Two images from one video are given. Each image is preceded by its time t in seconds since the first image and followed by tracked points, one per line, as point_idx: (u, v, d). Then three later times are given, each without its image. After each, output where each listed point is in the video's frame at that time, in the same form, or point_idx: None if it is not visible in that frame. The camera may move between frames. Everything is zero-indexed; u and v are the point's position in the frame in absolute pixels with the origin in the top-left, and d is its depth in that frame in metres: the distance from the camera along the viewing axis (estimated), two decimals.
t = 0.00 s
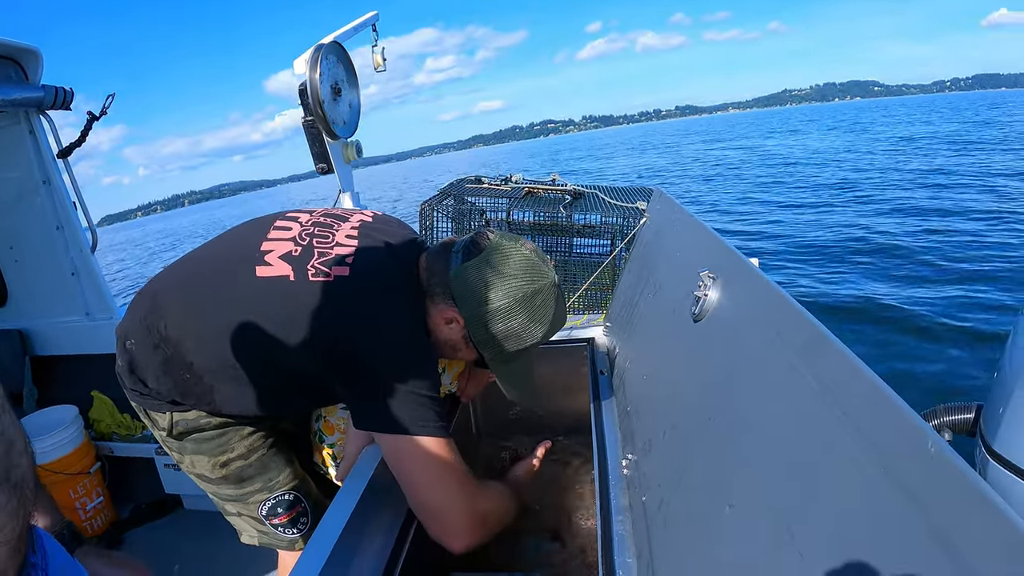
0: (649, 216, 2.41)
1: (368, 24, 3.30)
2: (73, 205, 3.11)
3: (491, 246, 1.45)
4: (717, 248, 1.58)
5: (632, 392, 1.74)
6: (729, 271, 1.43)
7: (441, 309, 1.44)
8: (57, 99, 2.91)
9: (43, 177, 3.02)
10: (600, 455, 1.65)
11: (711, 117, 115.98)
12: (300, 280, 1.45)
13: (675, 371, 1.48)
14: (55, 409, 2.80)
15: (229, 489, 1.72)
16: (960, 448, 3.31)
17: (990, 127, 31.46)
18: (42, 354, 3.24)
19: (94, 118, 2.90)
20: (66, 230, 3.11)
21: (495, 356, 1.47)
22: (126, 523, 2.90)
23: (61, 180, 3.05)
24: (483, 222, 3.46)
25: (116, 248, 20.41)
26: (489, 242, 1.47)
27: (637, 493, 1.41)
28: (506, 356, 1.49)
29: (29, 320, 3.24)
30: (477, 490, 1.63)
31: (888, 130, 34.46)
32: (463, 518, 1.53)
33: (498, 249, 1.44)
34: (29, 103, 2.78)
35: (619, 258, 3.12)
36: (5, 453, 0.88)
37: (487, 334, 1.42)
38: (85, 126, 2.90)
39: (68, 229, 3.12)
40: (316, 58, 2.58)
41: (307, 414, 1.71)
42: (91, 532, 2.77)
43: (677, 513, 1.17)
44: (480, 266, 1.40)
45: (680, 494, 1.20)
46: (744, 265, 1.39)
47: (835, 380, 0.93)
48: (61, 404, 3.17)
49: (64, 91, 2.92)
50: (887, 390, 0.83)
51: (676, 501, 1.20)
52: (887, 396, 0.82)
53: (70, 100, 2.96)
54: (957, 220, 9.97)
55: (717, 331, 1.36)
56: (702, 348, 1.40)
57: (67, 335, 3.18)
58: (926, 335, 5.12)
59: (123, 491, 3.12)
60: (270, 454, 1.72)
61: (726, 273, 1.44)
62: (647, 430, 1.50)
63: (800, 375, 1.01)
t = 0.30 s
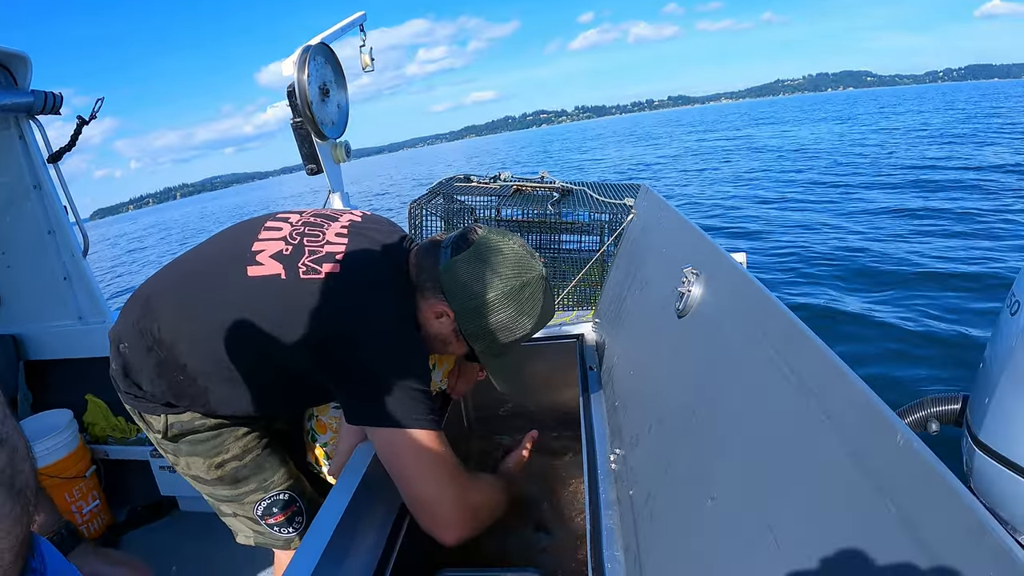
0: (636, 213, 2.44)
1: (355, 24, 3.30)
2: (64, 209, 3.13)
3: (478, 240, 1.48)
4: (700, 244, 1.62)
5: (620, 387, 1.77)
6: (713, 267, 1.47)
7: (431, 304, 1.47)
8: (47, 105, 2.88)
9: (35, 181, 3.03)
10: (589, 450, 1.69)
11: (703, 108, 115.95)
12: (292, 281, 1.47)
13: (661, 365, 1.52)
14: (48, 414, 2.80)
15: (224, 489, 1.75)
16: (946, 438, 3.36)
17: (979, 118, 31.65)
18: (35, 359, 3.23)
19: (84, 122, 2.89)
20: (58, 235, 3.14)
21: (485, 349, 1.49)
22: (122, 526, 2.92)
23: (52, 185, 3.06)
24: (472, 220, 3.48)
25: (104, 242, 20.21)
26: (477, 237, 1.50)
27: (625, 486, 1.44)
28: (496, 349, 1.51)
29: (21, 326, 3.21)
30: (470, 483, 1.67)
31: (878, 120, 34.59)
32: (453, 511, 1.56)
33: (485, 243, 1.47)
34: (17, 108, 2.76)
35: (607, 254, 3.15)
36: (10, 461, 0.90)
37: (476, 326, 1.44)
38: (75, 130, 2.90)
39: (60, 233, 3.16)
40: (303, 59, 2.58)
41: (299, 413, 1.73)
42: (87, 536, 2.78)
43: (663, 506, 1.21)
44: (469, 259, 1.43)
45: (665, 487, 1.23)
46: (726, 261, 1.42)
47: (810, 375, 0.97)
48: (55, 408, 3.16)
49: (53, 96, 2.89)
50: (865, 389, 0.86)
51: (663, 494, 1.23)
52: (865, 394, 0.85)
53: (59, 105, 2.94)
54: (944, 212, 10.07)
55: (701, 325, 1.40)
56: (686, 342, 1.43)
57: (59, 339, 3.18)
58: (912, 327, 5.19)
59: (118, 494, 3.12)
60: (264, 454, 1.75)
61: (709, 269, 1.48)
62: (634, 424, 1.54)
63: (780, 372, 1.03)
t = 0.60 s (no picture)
0: (623, 208, 2.48)
1: (341, 20, 3.28)
2: (53, 211, 3.11)
3: (457, 205, 1.54)
4: (685, 241, 1.64)
5: (607, 383, 1.80)
6: (698, 266, 1.49)
7: (415, 268, 1.50)
8: (33, 106, 2.86)
9: (22, 183, 2.99)
10: (577, 445, 1.72)
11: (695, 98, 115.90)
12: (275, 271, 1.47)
13: (646, 364, 1.54)
14: (40, 415, 2.80)
15: (217, 489, 1.77)
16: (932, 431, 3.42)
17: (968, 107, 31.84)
18: (25, 360, 3.22)
19: (70, 122, 2.87)
20: (47, 237, 3.10)
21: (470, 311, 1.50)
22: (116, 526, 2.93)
23: (40, 186, 3.04)
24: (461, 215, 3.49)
25: (93, 237, 20.04)
26: (455, 204, 1.56)
27: (612, 484, 1.47)
28: (482, 314, 1.50)
29: (10, 327, 3.19)
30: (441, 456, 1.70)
31: (869, 110, 34.72)
32: (421, 483, 1.62)
33: (464, 207, 1.53)
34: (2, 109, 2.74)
35: (594, 249, 3.18)
36: (11, 473, 0.92)
37: (459, 284, 1.46)
38: (61, 131, 2.88)
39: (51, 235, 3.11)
40: (288, 57, 2.57)
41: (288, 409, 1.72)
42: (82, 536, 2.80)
43: (649, 504, 1.24)
44: (448, 219, 1.48)
45: (651, 488, 1.26)
46: (710, 260, 1.44)
47: (789, 379, 0.99)
48: (46, 409, 3.16)
49: (40, 97, 2.87)
50: (844, 395, 0.87)
51: (648, 494, 1.26)
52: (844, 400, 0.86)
53: (45, 105, 2.91)
54: (931, 203, 10.16)
55: (686, 325, 1.42)
56: (672, 340, 1.46)
57: (50, 341, 3.17)
58: (897, 321, 5.26)
59: (112, 494, 3.11)
60: (257, 454, 1.77)
61: (694, 268, 1.50)
62: (620, 422, 1.57)
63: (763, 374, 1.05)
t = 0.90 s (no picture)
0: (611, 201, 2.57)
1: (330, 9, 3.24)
2: (41, 205, 3.07)
3: (429, 156, 1.61)
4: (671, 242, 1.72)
5: (595, 379, 1.90)
6: (684, 267, 1.56)
7: (393, 216, 1.54)
8: (19, 100, 2.82)
9: (9, 178, 2.95)
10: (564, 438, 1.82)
11: (689, 89, 115.73)
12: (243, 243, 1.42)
13: (634, 362, 1.61)
14: (33, 409, 2.76)
15: (207, 483, 1.76)
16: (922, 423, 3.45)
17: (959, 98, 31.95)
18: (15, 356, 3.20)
19: (58, 116, 2.84)
20: (35, 231, 3.06)
21: (449, 251, 1.52)
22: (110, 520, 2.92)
23: (28, 181, 3.00)
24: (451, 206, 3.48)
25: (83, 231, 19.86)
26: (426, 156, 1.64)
27: (599, 479, 1.55)
28: (462, 257, 1.54)
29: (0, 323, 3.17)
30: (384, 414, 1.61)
31: (861, 101, 34.79)
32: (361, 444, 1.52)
33: (435, 156, 1.60)
34: None
35: (584, 240, 3.19)
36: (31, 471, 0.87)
37: (436, 223, 1.50)
38: (48, 125, 2.84)
39: (38, 228, 3.08)
40: (275, 49, 2.54)
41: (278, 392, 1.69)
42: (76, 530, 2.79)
43: (634, 500, 1.31)
44: (421, 167, 1.56)
45: (636, 485, 1.33)
46: (696, 262, 1.51)
47: (767, 382, 1.05)
48: (38, 404, 3.14)
49: (26, 91, 2.82)
50: (817, 397, 0.94)
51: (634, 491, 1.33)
52: (820, 406, 0.92)
53: (32, 99, 2.87)
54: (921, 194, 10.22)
55: (671, 325, 1.49)
56: (659, 340, 1.53)
57: (41, 336, 3.14)
58: (887, 313, 5.31)
59: (105, 488, 3.10)
60: (248, 447, 1.76)
61: (681, 270, 1.57)
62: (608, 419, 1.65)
63: (744, 377, 1.11)
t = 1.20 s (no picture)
0: (605, 193, 2.61)
1: None
2: (34, 197, 3.06)
3: (404, 134, 1.59)
4: (660, 238, 1.76)
5: (587, 374, 1.96)
6: (673, 266, 1.59)
7: (373, 193, 1.48)
8: (11, 92, 2.79)
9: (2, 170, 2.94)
10: (558, 434, 1.90)
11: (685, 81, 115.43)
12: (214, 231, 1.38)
13: (627, 362, 1.67)
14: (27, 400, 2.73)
15: (202, 476, 1.76)
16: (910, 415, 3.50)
17: (954, 90, 32.00)
18: (9, 347, 3.18)
19: (50, 108, 2.82)
20: (29, 223, 3.05)
21: (429, 228, 1.51)
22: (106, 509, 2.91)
23: (20, 172, 2.98)
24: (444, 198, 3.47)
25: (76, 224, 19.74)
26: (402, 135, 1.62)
27: (591, 475, 1.63)
28: (441, 234, 1.53)
29: None
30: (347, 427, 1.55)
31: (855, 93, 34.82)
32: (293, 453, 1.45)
33: (411, 133, 1.57)
34: None
35: (577, 232, 3.19)
36: (37, 485, 0.93)
37: (415, 200, 1.48)
38: (41, 117, 2.83)
39: (31, 220, 3.06)
40: (268, 40, 2.53)
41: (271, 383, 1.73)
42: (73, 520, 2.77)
43: (627, 498, 1.38)
44: (398, 144, 1.53)
45: (628, 484, 1.40)
46: (684, 261, 1.54)
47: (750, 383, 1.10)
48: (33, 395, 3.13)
49: (18, 83, 2.80)
50: (794, 396, 0.98)
51: (626, 490, 1.40)
52: (795, 401, 0.97)
53: (24, 91, 2.85)
54: (913, 186, 10.27)
55: (661, 325, 1.54)
56: (650, 340, 1.58)
57: (35, 327, 3.13)
58: (879, 306, 5.35)
59: (101, 479, 3.09)
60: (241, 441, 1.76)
61: (669, 268, 1.60)
62: (601, 415, 1.71)
63: (730, 376, 1.16)
